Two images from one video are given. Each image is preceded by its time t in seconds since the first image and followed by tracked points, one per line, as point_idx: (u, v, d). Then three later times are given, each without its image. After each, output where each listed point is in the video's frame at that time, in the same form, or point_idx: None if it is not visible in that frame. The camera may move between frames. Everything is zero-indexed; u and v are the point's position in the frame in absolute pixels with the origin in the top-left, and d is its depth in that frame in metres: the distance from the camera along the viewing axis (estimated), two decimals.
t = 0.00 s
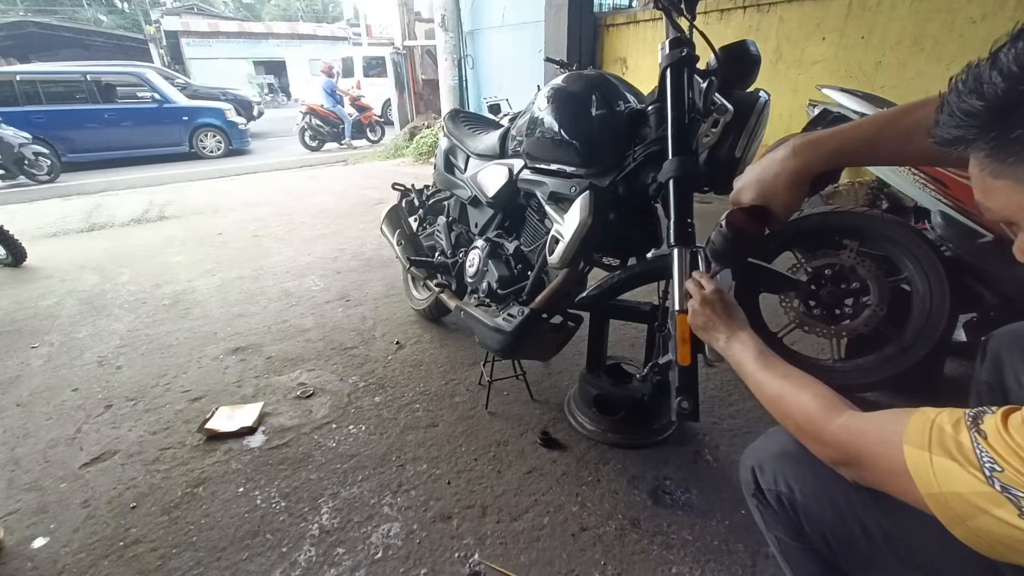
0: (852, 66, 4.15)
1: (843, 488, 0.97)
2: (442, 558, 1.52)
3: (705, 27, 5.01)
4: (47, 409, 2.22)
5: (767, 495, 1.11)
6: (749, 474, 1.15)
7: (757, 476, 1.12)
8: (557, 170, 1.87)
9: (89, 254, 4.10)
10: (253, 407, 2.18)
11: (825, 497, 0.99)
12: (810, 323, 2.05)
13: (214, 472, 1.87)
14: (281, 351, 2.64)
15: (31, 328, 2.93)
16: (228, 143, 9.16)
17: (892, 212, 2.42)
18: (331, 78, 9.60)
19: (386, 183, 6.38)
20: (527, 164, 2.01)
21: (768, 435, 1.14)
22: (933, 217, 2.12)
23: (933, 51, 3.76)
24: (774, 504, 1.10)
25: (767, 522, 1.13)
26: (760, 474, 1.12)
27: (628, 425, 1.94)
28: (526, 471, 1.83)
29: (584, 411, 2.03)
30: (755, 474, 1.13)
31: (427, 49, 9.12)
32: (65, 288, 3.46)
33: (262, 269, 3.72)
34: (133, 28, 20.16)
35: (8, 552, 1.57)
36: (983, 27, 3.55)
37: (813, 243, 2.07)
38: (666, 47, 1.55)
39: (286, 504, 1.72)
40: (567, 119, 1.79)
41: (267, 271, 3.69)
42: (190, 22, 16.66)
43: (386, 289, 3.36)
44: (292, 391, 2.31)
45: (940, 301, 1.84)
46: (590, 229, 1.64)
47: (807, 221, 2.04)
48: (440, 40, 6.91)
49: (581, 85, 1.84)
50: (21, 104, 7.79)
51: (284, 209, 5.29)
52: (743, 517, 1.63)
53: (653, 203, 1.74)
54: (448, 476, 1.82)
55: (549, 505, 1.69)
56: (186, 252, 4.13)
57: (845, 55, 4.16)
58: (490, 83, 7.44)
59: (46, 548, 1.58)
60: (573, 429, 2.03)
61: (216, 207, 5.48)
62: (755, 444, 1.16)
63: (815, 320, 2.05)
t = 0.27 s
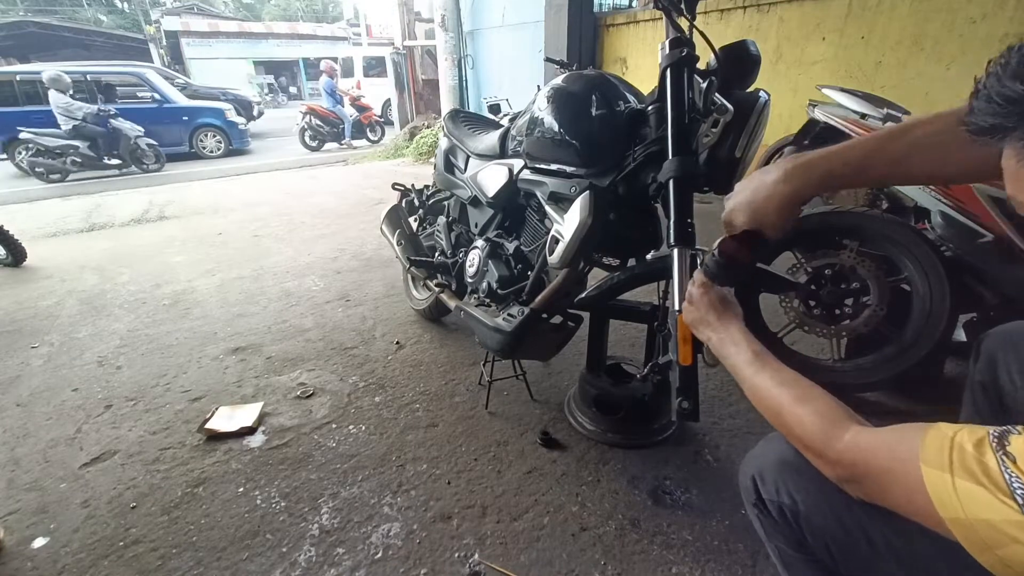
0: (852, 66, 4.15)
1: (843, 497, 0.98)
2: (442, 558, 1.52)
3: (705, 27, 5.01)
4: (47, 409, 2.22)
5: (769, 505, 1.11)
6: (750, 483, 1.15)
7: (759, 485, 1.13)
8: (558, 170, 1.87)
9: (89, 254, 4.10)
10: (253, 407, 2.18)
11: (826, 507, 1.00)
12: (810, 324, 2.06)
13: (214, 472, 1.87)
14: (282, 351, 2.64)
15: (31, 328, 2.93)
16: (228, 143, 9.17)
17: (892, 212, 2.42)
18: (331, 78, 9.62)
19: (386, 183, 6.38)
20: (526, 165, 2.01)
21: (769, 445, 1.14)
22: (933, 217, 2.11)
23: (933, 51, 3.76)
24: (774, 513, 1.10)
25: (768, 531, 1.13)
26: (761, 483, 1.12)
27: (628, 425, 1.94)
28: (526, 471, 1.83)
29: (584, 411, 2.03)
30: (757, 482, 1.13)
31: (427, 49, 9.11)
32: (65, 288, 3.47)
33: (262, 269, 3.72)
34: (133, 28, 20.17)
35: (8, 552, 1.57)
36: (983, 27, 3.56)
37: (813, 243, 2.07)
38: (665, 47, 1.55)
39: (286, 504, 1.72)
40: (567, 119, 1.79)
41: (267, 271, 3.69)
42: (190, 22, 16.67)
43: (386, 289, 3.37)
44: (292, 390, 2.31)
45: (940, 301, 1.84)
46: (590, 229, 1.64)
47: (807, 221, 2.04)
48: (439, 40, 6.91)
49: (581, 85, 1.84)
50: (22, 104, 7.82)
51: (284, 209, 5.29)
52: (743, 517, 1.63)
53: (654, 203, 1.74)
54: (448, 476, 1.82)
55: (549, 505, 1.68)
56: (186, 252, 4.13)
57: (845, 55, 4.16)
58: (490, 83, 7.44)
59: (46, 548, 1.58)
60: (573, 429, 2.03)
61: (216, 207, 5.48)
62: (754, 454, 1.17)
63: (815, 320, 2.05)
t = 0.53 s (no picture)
0: (852, 67, 4.15)
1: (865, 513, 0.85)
2: (442, 558, 1.52)
3: (705, 28, 4.97)
4: (47, 410, 2.22)
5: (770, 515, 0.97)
6: (750, 488, 1.01)
7: (762, 493, 0.98)
8: (558, 170, 1.87)
9: (89, 254, 4.10)
10: (253, 407, 2.19)
11: (843, 523, 0.87)
12: (810, 324, 2.06)
13: (214, 472, 1.87)
14: (282, 351, 2.65)
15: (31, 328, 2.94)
16: (228, 143, 9.17)
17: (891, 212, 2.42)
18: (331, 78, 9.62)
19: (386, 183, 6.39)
20: (526, 165, 2.01)
21: (773, 449, 0.99)
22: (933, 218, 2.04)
23: (933, 51, 3.77)
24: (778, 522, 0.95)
25: (767, 540, 1.00)
26: (765, 490, 0.97)
27: (628, 425, 1.94)
28: (526, 471, 1.83)
29: (584, 411, 2.03)
30: (760, 489, 0.99)
31: (427, 49, 9.11)
32: (65, 288, 3.47)
33: (262, 269, 3.72)
34: (133, 28, 20.18)
35: (8, 552, 1.57)
36: (983, 28, 3.57)
37: (812, 243, 2.07)
38: (665, 48, 1.55)
39: (286, 504, 1.72)
40: (568, 119, 1.80)
41: (267, 271, 3.69)
42: (190, 22, 16.67)
43: (386, 289, 3.37)
44: (292, 390, 2.32)
45: (940, 301, 1.85)
46: (590, 229, 1.64)
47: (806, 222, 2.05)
48: (440, 40, 6.92)
49: (581, 85, 1.84)
50: (22, 105, 7.83)
51: (284, 209, 5.30)
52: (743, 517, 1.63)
53: (654, 203, 1.74)
54: (448, 476, 1.82)
55: (549, 505, 1.69)
56: (186, 251, 4.13)
57: (845, 55, 4.17)
58: (490, 83, 7.45)
59: (46, 548, 1.58)
60: (573, 429, 2.03)
61: (216, 207, 5.48)
62: (757, 458, 1.02)
63: (815, 320, 2.05)
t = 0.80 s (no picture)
0: (851, 67, 4.15)
1: None
2: (442, 558, 1.52)
3: (705, 28, 4.96)
4: (47, 410, 2.22)
5: None
6: None
7: None
8: (558, 170, 1.87)
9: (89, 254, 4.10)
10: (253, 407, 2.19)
11: None
12: (810, 324, 2.06)
13: (214, 471, 1.87)
14: (281, 351, 2.64)
15: (31, 328, 2.93)
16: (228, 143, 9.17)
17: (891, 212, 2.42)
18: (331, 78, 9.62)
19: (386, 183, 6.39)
20: (526, 165, 2.01)
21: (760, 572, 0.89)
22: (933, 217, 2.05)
23: (933, 51, 3.77)
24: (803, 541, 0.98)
25: None
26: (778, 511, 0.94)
27: (628, 424, 1.94)
28: (526, 471, 1.83)
29: (584, 411, 2.03)
30: None
31: (427, 49, 9.10)
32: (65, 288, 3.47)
33: (262, 269, 3.72)
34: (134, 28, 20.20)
35: (8, 552, 1.57)
36: (982, 28, 3.57)
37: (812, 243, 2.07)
38: (665, 48, 1.55)
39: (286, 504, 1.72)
40: (568, 119, 1.80)
41: (267, 271, 3.69)
42: (191, 22, 16.68)
43: (386, 289, 3.37)
44: (292, 391, 2.31)
45: (940, 301, 1.85)
46: (590, 228, 1.65)
47: (806, 222, 2.05)
48: (440, 40, 6.92)
49: (581, 85, 1.84)
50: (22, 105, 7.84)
51: (283, 209, 5.30)
52: (743, 517, 1.63)
53: (654, 203, 1.74)
54: (448, 476, 1.82)
55: (550, 506, 1.69)
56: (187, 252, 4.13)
57: (845, 55, 4.17)
58: (490, 83, 7.45)
59: (46, 548, 1.58)
60: (573, 429, 2.03)
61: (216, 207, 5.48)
62: None
63: (815, 320, 2.05)
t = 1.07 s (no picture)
0: (851, 67, 4.15)
1: None
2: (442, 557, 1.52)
3: (705, 27, 4.97)
4: (47, 410, 2.22)
5: None
6: None
7: None
8: (558, 170, 1.86)
9: (89, 254, 4.10)
10: (253, 407, 2.19)
11: None
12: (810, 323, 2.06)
13: (214, 472, 1.87)
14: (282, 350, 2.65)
15: (31, 328, 2.94)
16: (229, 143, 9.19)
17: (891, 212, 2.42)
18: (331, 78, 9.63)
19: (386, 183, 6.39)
20: (526, 165, 2.01)
21: None
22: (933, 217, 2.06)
23: (933, 51, 3.78)
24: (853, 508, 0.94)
25: None
26: None
27: (628, 424, 1.94)
28: (526, 471, 1.83)
29: (584, 411, 2.03)
30: None
31: (427, 49, 9.11)
32: (66, 288, 3.47)
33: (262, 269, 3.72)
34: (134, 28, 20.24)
35: (8, 553, 1.57)
36: (982, 28, 3.57)
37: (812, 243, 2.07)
38: (665, 49, 1.56)
39: (286, 504, 1.72)
40: (568, 120, 1.80)
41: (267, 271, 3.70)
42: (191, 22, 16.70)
43: (386, 289, 3.37)
44: (292, 391, 2.32)
45: (940, 301, 1.85)
46: (590, 228, 1.64)
47: (806, 222, 2.05)
48: (440, 40, 6.93)
49: (581, 85, 1.84)
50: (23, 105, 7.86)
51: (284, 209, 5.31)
52: (743, 517, 1.63)
53: (654, 202, 1.74)
54: (448, 476, 1.82)
55: (550, 506, 1.68)
56: (187, 251, 4.13)
57: (845, 55, 4.17)
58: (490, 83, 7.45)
59: (46, 548, 1.58)
60: (573, 429, 2.03)
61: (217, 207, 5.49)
62: None
63: (815, 320, 2.05)
